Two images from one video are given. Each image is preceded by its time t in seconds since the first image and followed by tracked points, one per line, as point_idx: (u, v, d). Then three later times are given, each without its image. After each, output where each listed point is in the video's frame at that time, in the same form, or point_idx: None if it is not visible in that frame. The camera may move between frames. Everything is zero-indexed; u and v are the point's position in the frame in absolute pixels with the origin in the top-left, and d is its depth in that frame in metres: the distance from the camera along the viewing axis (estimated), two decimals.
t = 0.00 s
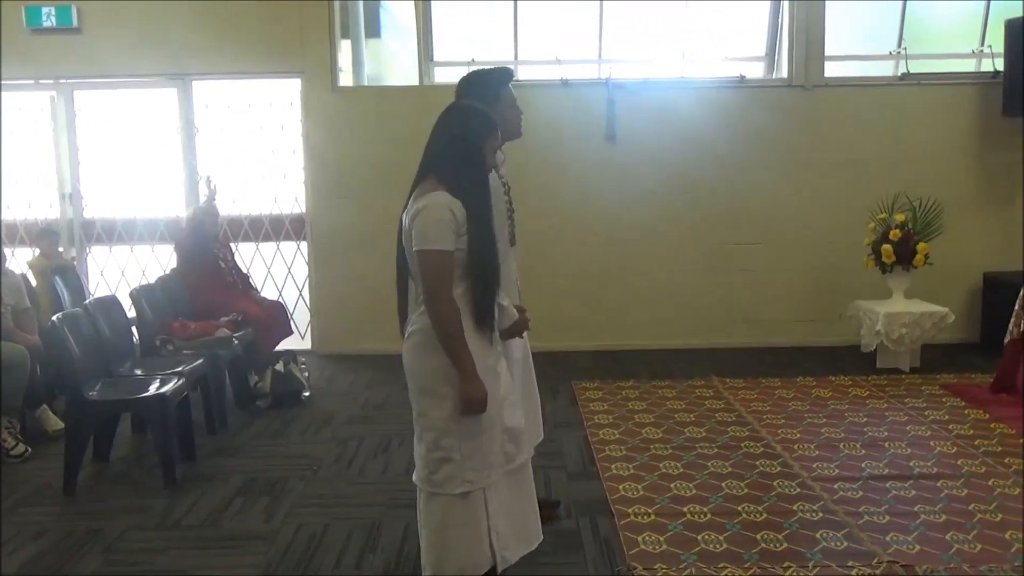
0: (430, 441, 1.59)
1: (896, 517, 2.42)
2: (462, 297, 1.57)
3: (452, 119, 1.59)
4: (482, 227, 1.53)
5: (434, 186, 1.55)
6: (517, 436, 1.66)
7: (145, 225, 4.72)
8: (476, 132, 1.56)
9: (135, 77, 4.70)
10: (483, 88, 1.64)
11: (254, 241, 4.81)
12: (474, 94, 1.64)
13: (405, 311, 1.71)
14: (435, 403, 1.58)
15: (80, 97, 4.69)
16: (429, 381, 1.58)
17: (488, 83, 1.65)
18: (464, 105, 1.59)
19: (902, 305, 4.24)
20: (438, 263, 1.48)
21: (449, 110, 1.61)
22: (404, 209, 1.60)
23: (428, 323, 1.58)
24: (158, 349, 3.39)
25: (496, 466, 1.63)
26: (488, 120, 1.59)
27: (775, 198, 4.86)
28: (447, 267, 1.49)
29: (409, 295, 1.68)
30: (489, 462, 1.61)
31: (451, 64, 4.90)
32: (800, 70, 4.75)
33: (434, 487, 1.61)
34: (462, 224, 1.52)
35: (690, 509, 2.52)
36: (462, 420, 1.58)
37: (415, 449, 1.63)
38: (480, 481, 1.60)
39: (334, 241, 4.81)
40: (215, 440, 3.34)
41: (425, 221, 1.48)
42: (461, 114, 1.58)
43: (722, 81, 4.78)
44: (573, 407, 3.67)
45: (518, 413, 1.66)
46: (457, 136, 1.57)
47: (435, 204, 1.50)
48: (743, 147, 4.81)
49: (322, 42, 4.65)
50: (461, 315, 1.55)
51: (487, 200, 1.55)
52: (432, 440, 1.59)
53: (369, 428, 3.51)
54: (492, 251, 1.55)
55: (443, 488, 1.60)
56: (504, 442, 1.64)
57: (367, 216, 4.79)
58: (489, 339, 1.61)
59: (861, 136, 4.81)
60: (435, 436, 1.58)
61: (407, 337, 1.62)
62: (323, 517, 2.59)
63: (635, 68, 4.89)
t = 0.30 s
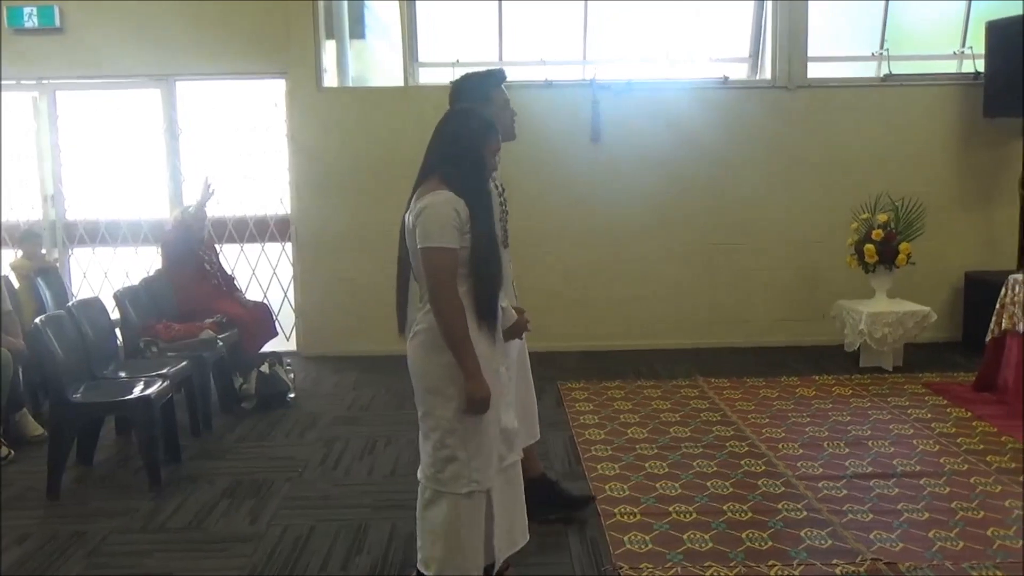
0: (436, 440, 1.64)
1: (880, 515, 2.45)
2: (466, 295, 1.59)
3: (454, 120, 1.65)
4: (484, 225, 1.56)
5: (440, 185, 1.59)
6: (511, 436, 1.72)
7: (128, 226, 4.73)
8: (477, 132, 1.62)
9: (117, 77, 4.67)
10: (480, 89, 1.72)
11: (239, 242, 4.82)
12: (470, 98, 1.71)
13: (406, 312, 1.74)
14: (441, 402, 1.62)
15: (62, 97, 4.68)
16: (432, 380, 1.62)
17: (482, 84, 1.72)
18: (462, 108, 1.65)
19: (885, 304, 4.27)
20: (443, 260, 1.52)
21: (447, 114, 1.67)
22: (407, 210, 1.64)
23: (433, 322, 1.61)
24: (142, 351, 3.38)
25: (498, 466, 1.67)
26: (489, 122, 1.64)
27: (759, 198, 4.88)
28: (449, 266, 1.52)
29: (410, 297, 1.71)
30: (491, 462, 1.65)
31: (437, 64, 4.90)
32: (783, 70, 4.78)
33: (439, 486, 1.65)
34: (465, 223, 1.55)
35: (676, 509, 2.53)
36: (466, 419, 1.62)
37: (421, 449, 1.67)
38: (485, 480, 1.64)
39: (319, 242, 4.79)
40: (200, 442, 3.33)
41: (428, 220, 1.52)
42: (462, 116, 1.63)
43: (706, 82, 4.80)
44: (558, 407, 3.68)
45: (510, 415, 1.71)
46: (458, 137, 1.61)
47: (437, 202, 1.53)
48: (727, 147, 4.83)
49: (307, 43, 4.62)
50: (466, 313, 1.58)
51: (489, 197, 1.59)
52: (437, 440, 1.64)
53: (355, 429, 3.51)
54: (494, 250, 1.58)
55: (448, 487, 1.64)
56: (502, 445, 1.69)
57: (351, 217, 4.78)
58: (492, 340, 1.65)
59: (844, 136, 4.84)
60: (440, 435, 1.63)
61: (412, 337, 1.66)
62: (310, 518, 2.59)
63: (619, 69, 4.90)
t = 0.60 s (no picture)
0: (446, 437, 1.67)
1: (870, 515, 2.48)
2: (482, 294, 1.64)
3: (465, 123, 1.68)
4: (494, 226, 1.61)
5: (448, 185, 1.62)
6: (517, 435, 1.77)
7: (118, 227, 4.73)
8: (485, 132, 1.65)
9: (106, 78, 4.66)
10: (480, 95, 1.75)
11: (229, 243, 4.80)
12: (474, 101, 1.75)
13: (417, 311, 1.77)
14: (451, 399, 1.66)
15: (52, 98, 4.68)
16: (446, 378, 1.65)
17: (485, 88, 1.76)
18: (469, 110, 1.69)
19: (874, 305, 4.29)
20: (456, 260, 1.55)
21: (454, 117, 1.70)
22: (415, 212, 1.67)
23: (445, 323, 1.65)
24: (133, 353, 3.38)
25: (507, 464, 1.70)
26: (495, 125, 1.68)
27: (749, 199, 4.89)
28: (462, 265, 1.56)
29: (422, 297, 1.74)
30: (501, 459, 1.68)
31: (427, 65, 4.90)
32: (773, 72, 4.79)
33: (449, 482, 1.69)
34: (476, 222, 1.59)
35: (667, 509, 2.54)
36: (476, 416, 1.65)
37: (431, 450, 1.72)
38: (495, 477, 1.67)
39: (310, 243, 4.79)
40: (190, 444, 3.32)
41: (439, 221, 1.56)
42: (468, 120, 1.67)
43: (696, 83, 4.82)
44: (550, 408, 3.69)
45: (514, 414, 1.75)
46: (467, 138, 1.65)
47: (448, 202, 1.57)
48: (717, 148, 4.85)
49: (297, 43, 4.61)
50: (483, 309, 1.61)
51: (498, 195, 1.63)
52: (448, 437, 1.68)
53: (347, 430, 3.50)
54: (506, 250, 1.63)
55: (458, 483, 1.68)
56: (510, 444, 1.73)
57: (341, 217, 4.78)
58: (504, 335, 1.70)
59: (834, 137, 4.86)
60: (450, 433, 1.67)
61: (422, 337, 1.69)
62: (302, 520, 2.58)
63: (610, 70, 4.92)
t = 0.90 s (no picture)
0: (462, 437, 1.67)
1: (860, 514, 2.48)
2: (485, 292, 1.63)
3: (470, 123, 1.68)
4: (497, 228, 1.60)
5: (452, 187, 1.62)
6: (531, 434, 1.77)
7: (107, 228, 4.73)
8: (490, 133, 1.65)
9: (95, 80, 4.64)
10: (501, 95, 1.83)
11: (219, 244, 4.79)
12: (496, 105, 1.82)
13: (424, 312, 1.77)
14: (466, 399, 1.65)
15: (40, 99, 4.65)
16: (455, 379, 1.65)
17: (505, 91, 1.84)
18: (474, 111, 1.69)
19: (863, 305, 4.31)
20: (461, 261, 1.55)
21: (460, 119, 1.70)
22: (420, 215, 1.68)
23: (452, 323, 1.65)
24: (122, 355, 3.36)
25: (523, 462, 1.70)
26: (500, 125, 1.69)
27: (738, 201, 4.91)
28: (469, 265, 1.56)
29: (428, 296, 1.74)
30: (516, 459, 1.68)
31: (417, 67, 4.90)
32: (764, 73, 4.80)
33: (466, 482, 1.68)
34: (480, 223, 1.59)
35: (658, 509, 2.54)
36: (491, 416, 1.65)
37: (447, 447, 1.71)
38: (511, 476, 1.67)
39: (300, 245, 4.78)
40: (180, 446, 3.32)
41: (445, 223, 1.56)
42: (476, 120, 1.68)
43: (686, 85, 4.82)
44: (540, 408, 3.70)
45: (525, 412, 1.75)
46: (473, 139, 1.65)
47: (453, 204, 1.57)
48: (706, 149, 4.85)
49: (287, 44, 4.62)
50: (491, 309, 1.62)
51: (503, 196, 1.63)
52: (463, 436, 1.67)
53: (338, 432, 3.50)
54: (511, 250, 1.62)
55: (474, 482, 1.67)
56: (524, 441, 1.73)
57: (332, 218, 4.77)
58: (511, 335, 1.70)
59: (822, 139, 4.87)
60: (466, 433, 1.66)
61: (427, 338, 1.70)
62: (292, 521, 2.58)
63: (599, 72, 4.92)
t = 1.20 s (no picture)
0: (469, 434, 1.68)
1: (853, 514, 2.49)
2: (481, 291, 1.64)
3: (470, 123, 1.69)
4: (494, 226, 1.61)
5: (451, 186, 1.63)
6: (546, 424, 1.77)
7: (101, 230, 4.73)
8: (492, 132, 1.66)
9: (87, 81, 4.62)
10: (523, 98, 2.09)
11: (213, 246, 4.84)
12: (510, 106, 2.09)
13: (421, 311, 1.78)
14: (466, 398, 1.66)
15: (33, 100, 4.63)
16: (455, 378, 1.65)
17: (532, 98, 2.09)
18: (480, 111, 1.70)
19: (857, 305, 4.31)
20: (458, 259, 1.56)
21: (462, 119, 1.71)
22: (418, 213, 1.68)
23: (448, 322, 1.64)
24: (115, 357, 3.35)
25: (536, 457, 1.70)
26: (504, 125, 1.69)
27: (733, 202, 4.91)
28: (466, 264, 1.56)
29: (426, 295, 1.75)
30: (530, 452, 1.68)
31: (411, 68, 4.90)
32: (757, 75, 4.81)
33: (476, 478, 1.70)
34: (477, 222, 1.59)
35: (652, 510, 2.54)
36: (497, 412, 1.66)
37: (453, 444, 1.72)
38: (522, 471, 1.67)
39: (294, 246, 4.77)
40: (173, 447, 3.31)
41: (441, 221, 1.56)
42: (477, 119, 1.68)
43: (680, 86, 4.82)
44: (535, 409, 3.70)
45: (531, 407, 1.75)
46: (477, 140, 1.65)
47: (450, 203, 1.57)
48: (700, 151, 4.86)
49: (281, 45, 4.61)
50: (485, 308, 1.62)
51: (501, 195, 1.63)
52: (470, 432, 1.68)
53: (333, 432, 3.50)
54: (508, 249, 1.63)
55: (484, 477, 1.69)
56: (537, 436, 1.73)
57: (326, 219, 4.77)
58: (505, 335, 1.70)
59: (816, 139, 4.88)
60: (472, 429, 1.68)
61: (424, 338, 1.70)
62: (285, 523, 2.58)
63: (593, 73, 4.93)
